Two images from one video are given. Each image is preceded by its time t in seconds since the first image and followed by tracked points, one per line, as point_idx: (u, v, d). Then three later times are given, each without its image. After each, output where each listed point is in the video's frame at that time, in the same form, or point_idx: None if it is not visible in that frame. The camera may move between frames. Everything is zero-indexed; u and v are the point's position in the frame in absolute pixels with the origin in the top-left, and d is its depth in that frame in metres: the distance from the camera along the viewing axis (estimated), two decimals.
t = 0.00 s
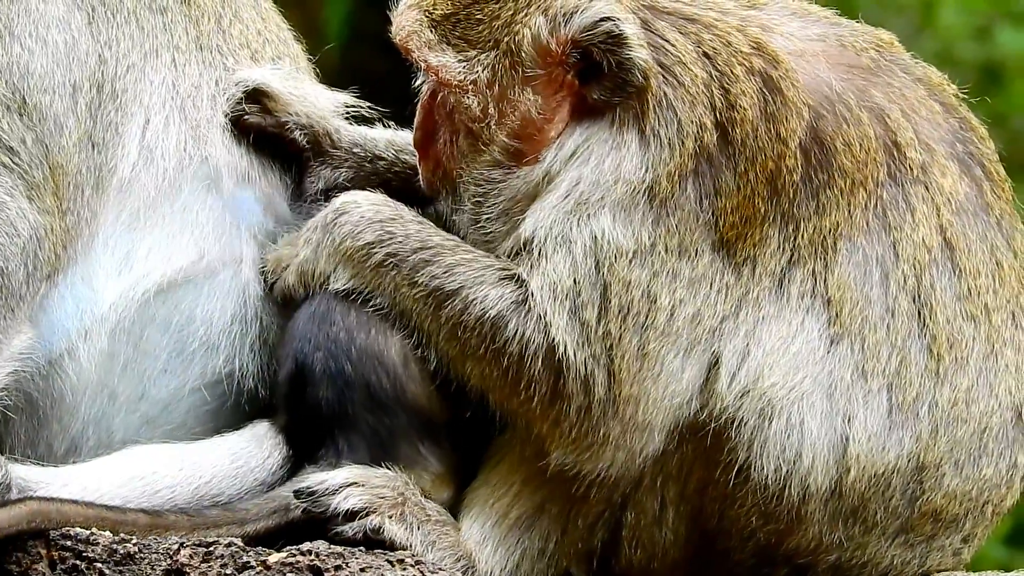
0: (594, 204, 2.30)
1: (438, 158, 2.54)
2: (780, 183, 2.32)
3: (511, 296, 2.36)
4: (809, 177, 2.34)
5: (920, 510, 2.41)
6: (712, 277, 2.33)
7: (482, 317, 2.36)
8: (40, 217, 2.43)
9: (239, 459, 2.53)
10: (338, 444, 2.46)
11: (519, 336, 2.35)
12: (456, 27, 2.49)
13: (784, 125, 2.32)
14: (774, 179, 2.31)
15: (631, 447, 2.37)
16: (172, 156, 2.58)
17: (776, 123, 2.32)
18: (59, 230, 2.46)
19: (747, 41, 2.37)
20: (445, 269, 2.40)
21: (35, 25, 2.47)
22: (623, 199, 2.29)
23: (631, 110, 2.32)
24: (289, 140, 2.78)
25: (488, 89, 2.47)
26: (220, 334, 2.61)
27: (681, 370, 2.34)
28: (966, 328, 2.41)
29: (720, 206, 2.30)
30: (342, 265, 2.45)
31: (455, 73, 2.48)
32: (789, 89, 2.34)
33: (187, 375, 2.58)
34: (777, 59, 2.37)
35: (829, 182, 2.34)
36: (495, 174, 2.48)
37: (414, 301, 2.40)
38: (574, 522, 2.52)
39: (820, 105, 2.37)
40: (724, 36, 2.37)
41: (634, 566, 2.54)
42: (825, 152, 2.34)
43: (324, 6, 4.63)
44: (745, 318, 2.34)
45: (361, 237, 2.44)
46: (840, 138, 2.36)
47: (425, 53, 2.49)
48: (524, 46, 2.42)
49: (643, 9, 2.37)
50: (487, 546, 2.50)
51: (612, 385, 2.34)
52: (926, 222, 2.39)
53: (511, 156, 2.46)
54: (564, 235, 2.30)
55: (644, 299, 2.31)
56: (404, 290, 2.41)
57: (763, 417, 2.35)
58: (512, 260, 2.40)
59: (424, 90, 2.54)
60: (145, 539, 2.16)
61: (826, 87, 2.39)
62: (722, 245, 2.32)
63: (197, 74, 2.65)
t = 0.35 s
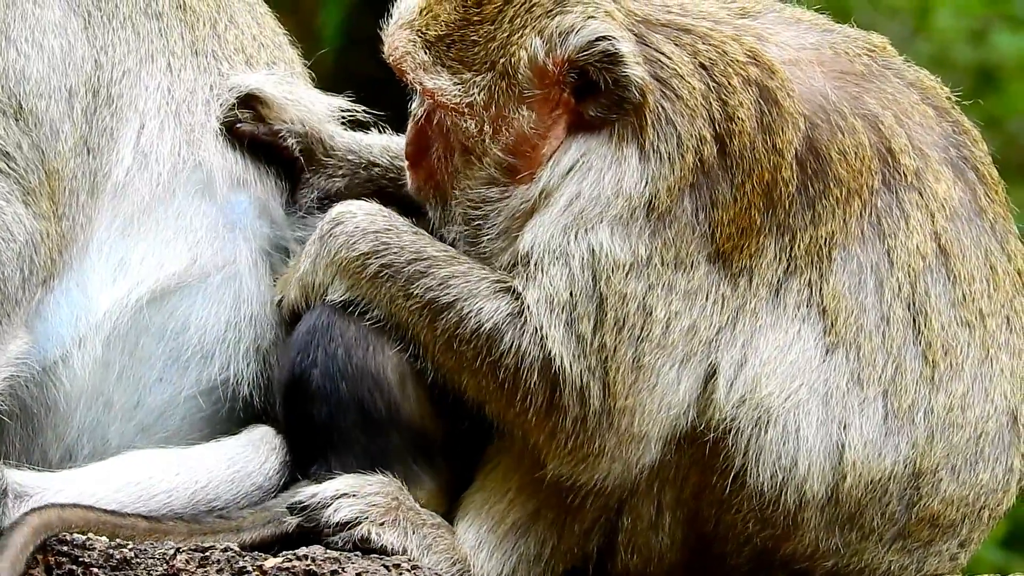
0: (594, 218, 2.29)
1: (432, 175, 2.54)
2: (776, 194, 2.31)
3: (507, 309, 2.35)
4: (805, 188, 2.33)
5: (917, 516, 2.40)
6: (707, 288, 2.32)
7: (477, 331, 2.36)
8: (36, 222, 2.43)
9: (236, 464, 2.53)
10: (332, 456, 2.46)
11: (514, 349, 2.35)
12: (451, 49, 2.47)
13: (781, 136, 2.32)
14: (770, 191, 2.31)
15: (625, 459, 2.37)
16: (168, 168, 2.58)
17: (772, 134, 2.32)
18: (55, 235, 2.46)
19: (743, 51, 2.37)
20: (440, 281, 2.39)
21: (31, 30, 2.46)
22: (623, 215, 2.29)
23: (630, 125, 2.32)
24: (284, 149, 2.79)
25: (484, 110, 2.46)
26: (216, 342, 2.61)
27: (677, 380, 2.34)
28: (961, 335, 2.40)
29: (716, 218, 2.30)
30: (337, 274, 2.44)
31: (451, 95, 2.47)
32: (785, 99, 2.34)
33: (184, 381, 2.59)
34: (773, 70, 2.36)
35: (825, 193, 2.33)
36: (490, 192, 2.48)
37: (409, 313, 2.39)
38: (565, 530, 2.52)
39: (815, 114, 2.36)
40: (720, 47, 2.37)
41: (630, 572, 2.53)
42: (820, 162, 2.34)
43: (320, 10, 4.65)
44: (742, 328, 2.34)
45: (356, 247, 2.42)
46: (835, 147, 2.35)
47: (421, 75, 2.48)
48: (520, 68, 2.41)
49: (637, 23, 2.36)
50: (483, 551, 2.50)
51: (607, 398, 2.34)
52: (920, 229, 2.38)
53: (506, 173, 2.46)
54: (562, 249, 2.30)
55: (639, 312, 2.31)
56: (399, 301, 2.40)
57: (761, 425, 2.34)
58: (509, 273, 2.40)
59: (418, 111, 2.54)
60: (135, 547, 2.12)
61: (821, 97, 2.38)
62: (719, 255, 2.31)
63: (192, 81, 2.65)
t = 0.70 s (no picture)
0: (592, 243, 2.31)
1: (428, 203, 2.56)
2: (771, 218, 2.33)
3: (506, 342, 2.39)
4: (802, 208, 2.36)
5: (915, 529, 2.44)
6: (705, 311, 2.35)
7: (479, 366, 2.38)
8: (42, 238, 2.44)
9: (242, 477, 2.55)
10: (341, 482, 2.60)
11: (517, 382, 2.38)
12: (446, 80, 2.45)
13: (773, 163, 2.33)
14: (766, 213, 2.33)
15: (630, 480, 2.40)
16: (170, 189, 2.61)
17: (765, 159, 2.33)
18: (60, 250, 2.48)
19: (737, 76, 2.37)
20: (436, 320, 2.41)
21: (37, 47, 2.47)
22: (618, 242, 2.30)
23: (624, 156, 2.33)
24: (285, 168, 2.81)
25: (479, 142, 2.45)
26: (221, 357, 2.65)
27: (680, 400, 2.36)
28: (957, 348, 2.44)
29: (713, 242, 2.32)
30: (338, 322, 2.49)
31: (446, 126, 2.46)
32: (778, 125, 2.34)
33: (189, 396, 2.62)
34: (766, 95, 2.36)
35: (821, 216, 2.36)
36: (485, 221, 2.49)
37: (411, 353, 2.42)
38: (573, 542, 2.58)
39: (808, 138, 2.38)
40: (715, 71, 2.37)
41: None
42: (815, 184, 2.36)
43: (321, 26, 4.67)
44: (742, 345, 2.36)
45: (354, 293, 2.46)
46: (829, 167, 2.37)
47: (416, 105, 2.48)
48: (515, 99, 2.39)
49: (629, 51, 2.39)
50: (491, 565, 2.57)
51: (610, 421, 2.35)
52: (913, 245, 2.42)
53: (500, 204, 2.47)
54: (559, 276, 2.32)
55: (638, 338, 2.32)
56: (400, 343, 2.43)
57: (758, 441, 2.38)
58: (504, 304, 2.44)
59: (413, 139, 2.53)
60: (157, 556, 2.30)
61: (813, 117, 2.40)
62: (716, 279, 2.34)
63: (197, 97, 2.68)
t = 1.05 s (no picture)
0: (578, 278, 2.77)
1: (441, 242, 3.06)
2: (731, 253, 2.83)
3: (507, 363, 2.86)
4: (757, 244, 2.86)
5: (856, 513, 2.92)
6: (676, 333, 2.83)
7: (485, 383, 2.86)
8: (118, 267, 2.90)
9: (286, 471, 3.02)
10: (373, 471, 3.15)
11: (518, 396, 2.85)
12: (453, 140, 2.97)
13: (731, 207, 2.83)
14: (726, 251, 2.83)
15: (615, 478, 2.86)
16: (224, 228, 3.08)
17: (724, 204, 2.84)
18: (134, 278, 2.93)
19: (699, 133, 2.91)
20: (449, 346, 2.91)
21: (113, 106, 2.94)
22: (600, 276, 2.77)
23: (605, 202, 2.81)
24: (320, 213, 3.29)
25: (482, 191, 2.95)
26: (268, 370, 3.10)
27: (655, 411, 2.84)
28: (890, 360, 2.93)
29: (682, 275, 2.81)
30: (368, 346, 2.99)
31: (454, 178, 2.96)
32: (735, 174, 2.86)
33: (242, 403, 3.08)
34: (724, 148, 2.90)
35: (773, 250, 2.86)
36: (489, 257, 2.99)
37: (428, 372, 2.92)
38: (567, 528, 3.04)
39: (760, 184, 2.90)
40: (682, 131, 2.90)
41: (616, 561, 3.04)
42: (767, 224, 2.87)
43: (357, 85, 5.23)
44: (708, 361, 2.85)
45: (380, 323, 2.97)
46: (779, 210, 2.88)
47: (428, 161, 2.98)
48: (511, 156, 2.90)
49: (610, 111, 2.90)
50: (496, 544, 3.00)
51: (597, 428, 2.83)
52: (851, 273, 2.91)
53: (501, 242, 2.97)
54: (551, 306, 2.79)
55: (619, 356, 2.80)
56: (419, 364, 2.93)
57: (722, 442, 2.85)
58: (505, 328, 2.93)
59: (426, 189, 3.03)
60: (216, 539, 2.71)
61: (764, 167, 2.92)
62: (685, 306, 2.82)
63: (247, 148, 3.16)
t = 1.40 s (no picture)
0: (576, 311, 3.36)
1: (461, 278, 3.64)
2: (703, 288, 3.43)
3: (521, 386, 3.41)
4: (725, 281, 3.48)
5: (811, 505, 3.50)
6: (659, 355, 3.41)
7: (502, 402, 3.42)
8: (193, 300, 3.47)
9: (334, 469, 3.58)
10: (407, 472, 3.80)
11: (530, 413, 3.39)
12: (468, 191, 3.56)
13: (703, 250, 3.44)
14: (699, 287, 3.43)
15: (612, 479, 3.42)
16: (280, 266, 3.66)
17: (698, 246, 3.45)
18: (206, 309, 3.51)
19: (676, 190, 3.54)
20: (471, 372, 3.47)
21: (188, 165, 3.52)
22: (593, 308, 3.36)
23: (595, 246, 3.41)
24: (362, 250, 3.86)
25: (491, 235, 3.54)
26: (318, 386, 3.68)
27: (643, 421, 3.42)
28: (838, 377, 3.55)
29: (663, 308, 3.40)
30: (400, 374, 3.53)
31: (467, 223, 3.55)
32: (707, 223, 3.48)
33: (295, 415, 3.66)
34: (697, 202, 3.52)
35: (737, 285, 3.48)
36: (499, 290, 3.57)
37: (454, 393, 3.48)
38: (569, 520, 3.63)
39: (728, 231, 3.53)
40: (660, 187, 3.52)
41: (611, 543, 3.66)
42: (733, 263, 3.49)
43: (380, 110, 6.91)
44: (688, 378, 3.43)
45: (411, 354, 3.51)
46: (744, 253, 3.49)
47: (449, 208, 3.58)
48: (514, 205, 3.50)
49: (602, 169, 3.53)
50: (509, 530, 3.53)
51: (596, 436, 3.39)
52: (805, 304, 3.54)
53: (511, 278, 3.55)
54: (554, 335, 3.38)
55: (612, 376, 3.37)
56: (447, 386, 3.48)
57: (699, 446, 3.43)
58: (517, 353, 3.51)
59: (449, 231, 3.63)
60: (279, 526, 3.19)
61: (731, 216, 3.56)
62: (666, 333, 3.41)
63: (301, 201, 3.76)
